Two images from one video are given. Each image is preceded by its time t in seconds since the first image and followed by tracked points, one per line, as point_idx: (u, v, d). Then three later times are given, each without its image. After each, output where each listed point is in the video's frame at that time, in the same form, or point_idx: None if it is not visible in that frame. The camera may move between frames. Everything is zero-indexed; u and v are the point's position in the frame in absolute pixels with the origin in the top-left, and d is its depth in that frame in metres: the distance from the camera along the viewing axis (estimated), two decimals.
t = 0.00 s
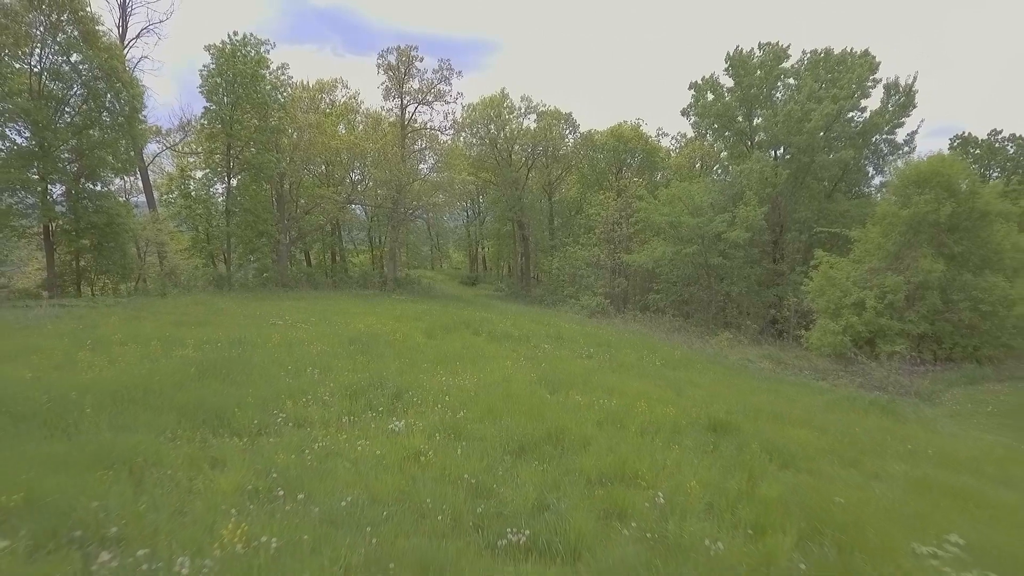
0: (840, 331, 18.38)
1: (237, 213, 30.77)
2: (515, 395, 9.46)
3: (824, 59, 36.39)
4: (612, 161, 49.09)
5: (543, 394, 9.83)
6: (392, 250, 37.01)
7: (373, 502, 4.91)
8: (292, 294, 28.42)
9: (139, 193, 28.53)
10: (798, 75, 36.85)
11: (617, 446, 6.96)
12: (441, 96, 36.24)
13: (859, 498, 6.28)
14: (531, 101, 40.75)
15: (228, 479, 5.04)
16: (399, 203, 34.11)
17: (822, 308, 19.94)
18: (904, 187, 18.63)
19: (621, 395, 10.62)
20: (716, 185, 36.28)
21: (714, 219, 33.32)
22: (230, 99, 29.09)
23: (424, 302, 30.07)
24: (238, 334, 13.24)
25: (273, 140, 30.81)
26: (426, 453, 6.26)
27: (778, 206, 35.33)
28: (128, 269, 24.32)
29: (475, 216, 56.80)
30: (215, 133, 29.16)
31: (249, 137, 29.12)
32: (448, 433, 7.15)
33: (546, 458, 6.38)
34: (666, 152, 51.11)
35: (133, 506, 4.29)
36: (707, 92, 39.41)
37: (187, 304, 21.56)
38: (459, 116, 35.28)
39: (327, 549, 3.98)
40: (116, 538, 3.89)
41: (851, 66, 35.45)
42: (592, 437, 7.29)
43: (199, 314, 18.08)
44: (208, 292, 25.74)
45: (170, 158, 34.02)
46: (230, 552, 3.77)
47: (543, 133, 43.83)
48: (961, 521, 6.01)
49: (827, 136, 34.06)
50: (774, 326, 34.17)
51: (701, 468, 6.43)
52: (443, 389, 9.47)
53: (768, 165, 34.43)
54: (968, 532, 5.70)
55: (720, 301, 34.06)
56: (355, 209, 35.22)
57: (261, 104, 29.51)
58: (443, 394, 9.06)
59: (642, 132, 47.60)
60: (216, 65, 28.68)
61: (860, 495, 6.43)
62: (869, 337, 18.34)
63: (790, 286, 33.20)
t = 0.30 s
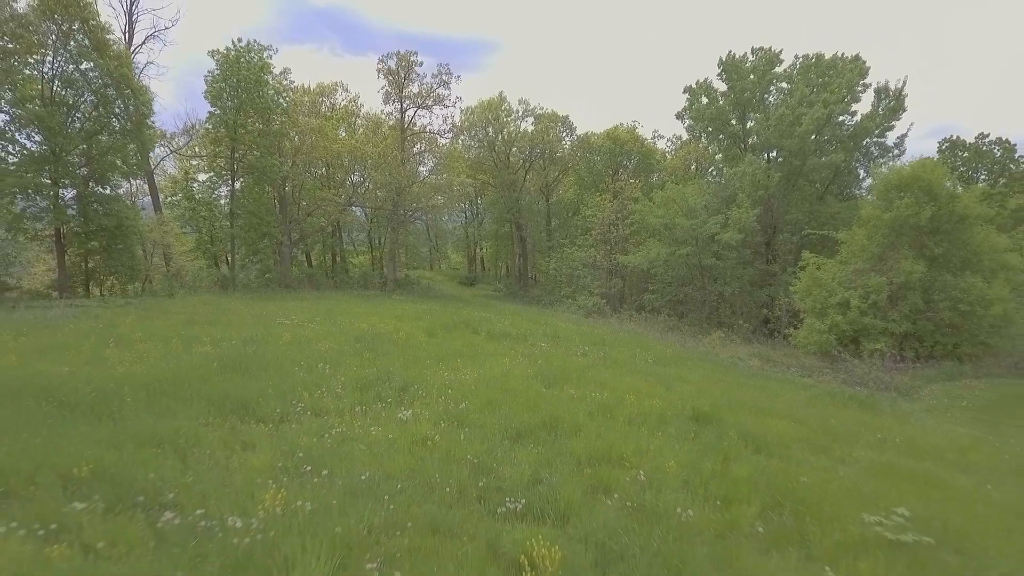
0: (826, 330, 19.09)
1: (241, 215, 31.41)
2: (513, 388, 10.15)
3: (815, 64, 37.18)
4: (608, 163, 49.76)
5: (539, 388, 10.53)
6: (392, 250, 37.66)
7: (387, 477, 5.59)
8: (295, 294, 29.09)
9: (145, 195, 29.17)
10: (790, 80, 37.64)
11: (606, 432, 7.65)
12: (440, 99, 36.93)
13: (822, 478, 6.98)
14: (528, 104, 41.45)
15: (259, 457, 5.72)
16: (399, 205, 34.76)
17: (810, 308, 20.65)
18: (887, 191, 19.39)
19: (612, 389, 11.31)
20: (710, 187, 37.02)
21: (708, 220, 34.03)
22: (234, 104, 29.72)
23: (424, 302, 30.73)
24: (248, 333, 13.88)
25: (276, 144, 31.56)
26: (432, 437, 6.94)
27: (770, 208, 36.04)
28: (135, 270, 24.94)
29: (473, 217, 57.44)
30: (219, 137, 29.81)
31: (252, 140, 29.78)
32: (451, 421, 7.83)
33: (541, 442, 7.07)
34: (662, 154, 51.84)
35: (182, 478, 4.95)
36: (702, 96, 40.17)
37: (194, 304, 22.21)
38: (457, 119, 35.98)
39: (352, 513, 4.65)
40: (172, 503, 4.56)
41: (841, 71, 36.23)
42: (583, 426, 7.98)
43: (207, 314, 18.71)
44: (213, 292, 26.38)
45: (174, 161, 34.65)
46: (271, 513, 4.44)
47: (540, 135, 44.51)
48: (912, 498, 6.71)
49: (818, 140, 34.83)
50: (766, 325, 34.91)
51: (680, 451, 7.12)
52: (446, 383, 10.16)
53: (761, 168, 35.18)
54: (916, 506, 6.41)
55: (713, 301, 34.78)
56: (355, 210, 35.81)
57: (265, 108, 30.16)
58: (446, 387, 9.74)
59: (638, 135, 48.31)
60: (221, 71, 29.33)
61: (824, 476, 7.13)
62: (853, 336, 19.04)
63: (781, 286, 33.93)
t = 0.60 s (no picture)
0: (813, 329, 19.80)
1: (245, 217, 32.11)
2: (511, 383, 10.85)
3: (807, 69, 37.94)
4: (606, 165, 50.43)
5: (537, 383, 11.23)
6: (393, 251, 38.35)
7: (400, 457, 6.28)
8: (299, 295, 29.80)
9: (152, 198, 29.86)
10: (784, 84, 38.37)
11: (596, 422, 8.35)
12: (440, 103, 37.64)
13: (791, 462, 7.68)
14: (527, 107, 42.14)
15: (286, 441, 6.41)
16: (400, 208, 35.45)
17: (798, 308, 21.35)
18: (872, 195, 20.12)
19: (605, 383, 12.02)
20: (705, 190, 37.75)
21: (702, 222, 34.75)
22: (238, 109, 30.36)
23: (425, 303, 31.43)
24: (259, 331, 14.55)
25: (280, 148, 32.26)
26: (438, 425, 7.65)
27: (764, 210, 36.74)
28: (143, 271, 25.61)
29: (473, 218, 58.09)
30: (224, 141, 30.45)
31: (257, 144, 30.43)
32: (455, 411, 8.52)
33: (537, 430, 7.76)
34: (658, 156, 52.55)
35: (221, 457, 5.65)
36: (697, 100, 40.91)
37: (201, 304, 22.88)
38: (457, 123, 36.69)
39: (372, 486, 5.34)
40: (216, 477, 5.25)
41: (833, 75, 36.96)
42: (576, 416, 8.68)
43: (216, 314, 19.35)
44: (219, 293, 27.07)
45: (180, 164, 35.33)
46: (303, 484, 5.14)
47: (539, 138, 45.17)
48: (871, 478, 7.41)
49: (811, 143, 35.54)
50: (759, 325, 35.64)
51: (663, 438, 7.82)
52: (449, 378, 10.85)
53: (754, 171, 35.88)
54: (874, 485, 7.13)
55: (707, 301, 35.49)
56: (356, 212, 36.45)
57: (269, 113, 30.82)
58: (449, 381, 10.43)
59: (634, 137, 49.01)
60: (226, 76, 29.97)
61: (794, 460, 7.83)
62: (839, 335, 19.73)
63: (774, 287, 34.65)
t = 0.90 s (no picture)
0: (798, 327, 20.53)
1: (248, 219, 32.77)
2: (508, 378, 11.54)
3: (798, 73, 38.74)
4: (602, 167, 51.13)
5: (531, 377, 11.96)
6: (391, 252, 39.05)
7: (407, 441, 6.98)
8: (301, 295, 30.48)
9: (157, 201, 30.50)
10: (775, 88, 39.16)
11: (586, 412, 9.06)
12: (438, 107, 38.37)
13: (763, 447, 8.40)
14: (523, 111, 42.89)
15: (304, 426, 7.11)
16: (399, 210, 36.17)
17: (785, 307, 22.08)
18: (856, 199, 20.91)
19: (595, 379, 12.74)
20: (698, 192, 38.50)
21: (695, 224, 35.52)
22: (242, 113, 30.96)
23: (423, 302, 32.10)
24: (267, 330, 15.27)
25: (281, 151, 32.89)
26: (440, 413, 8.37)
27: (755, 212, 37.55)
28: (149, 272, 26.27)
29: (470, 219, 58.80)
30: (227, 145, 31.09)
31: (259, 148, 31.09)
32: (455, 402, 9.22)
33: (531, 419, 8.48)
34: (653, 159, 53.32)
35: (249, 439, 6.35)
36: (691, 103, 41.69)
37: (207, 304, 23.57)
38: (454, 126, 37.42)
39: (384, 462, 6.06)
40: (247, 455, 5.95)
41: (823, 80, 37.78)
42: (567, 406, 9.41)
43: (224, 313, 20.05)
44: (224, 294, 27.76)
45: (184, 168, 36.00)
46: (325, 461, 5.85)
47: (535, 141, 45.94)
48: (835, 462, 8.15)
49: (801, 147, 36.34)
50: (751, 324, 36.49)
51: (647, 426, 8.52)
52: (448, 373, 11.58)
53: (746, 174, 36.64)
54: (836, 467, 7.87)
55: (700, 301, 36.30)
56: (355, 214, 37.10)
57: (271, 117, 31.48)
58: (449, 376, 11.14)
59: (630, 139, 49.78)
60: (229, 81, 30.62)
61: (766, 445, 8.56)
62: (824, 333, 20.47)
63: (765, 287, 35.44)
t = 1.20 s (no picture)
0: (783, 326, 21.31)
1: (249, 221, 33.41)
2: (503, 373, 12.27)
3: (788, 78, 39.61)
4: (596, 169, 51.90)
5: (525, 372, 12.72)
6: (389, 253, 39.75)
7: (412, 427, 7.71)
8: (301, 295, 31.16)
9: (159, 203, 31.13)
10: (765, 93, 40.02)
11: (575, 403, 9.79)
12: (435, 111, 39.12)
13: (737, 434, 9.16)
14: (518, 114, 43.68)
15: (318, 414, 7.82)
16: (397, 212, 36.89)
17: (771, 307, 22.85)
18: (838, 202, 21.74)
19: (585, 374, 13.48)
20: (689, 194, 39.29)
21: (687, 226, 36.30)
22: (244, 117, 31.63)
23: (420, 303, 32.80)
24: (273, 328, 15.98)
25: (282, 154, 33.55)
26: (441, 404, 9.09)
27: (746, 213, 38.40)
28: (153, 273, 26.91)
29: (467, 221, 59.49)
30: (228, 148, 31.74)
31: (260, 151, 31.75)
32: (454, 395, 9.94)
33: (524, 409, 9.22)
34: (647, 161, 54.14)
35: (270, 425, 7.07)
36: (683, 107, 42.54)
37: (211, 305, 24.22)
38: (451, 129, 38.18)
39: (393, 444, 6.81)
40: (271, 438, 6.67)
41: (812, 85, 38.66)
42: (558, 398, 10.16)
43: (228, 313, 20.72)
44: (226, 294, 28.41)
45: (186, 171, 36.65)
46: (341, 442, 6.59)
47: (530, 143, 46.72)
48: (802, 447, 8.91)
49: (789, 150, 37.19)
50: (741, 323, 37.36)
51: (631, 416, 9.26)
52: (447, 368, 12.31)
53: (736, 176, 37.48)
54: (801, 451, 8.65)
55: (691, 301, 37.10)
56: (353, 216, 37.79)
57: (271, 121, 32.16)
58: (448, 371, 11.87)
59: (623, 142, 50.59)
60: (231, 86, 31.28)
61: (740, 433, 9.31)
62: (807, 332, 21.23)
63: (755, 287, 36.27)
